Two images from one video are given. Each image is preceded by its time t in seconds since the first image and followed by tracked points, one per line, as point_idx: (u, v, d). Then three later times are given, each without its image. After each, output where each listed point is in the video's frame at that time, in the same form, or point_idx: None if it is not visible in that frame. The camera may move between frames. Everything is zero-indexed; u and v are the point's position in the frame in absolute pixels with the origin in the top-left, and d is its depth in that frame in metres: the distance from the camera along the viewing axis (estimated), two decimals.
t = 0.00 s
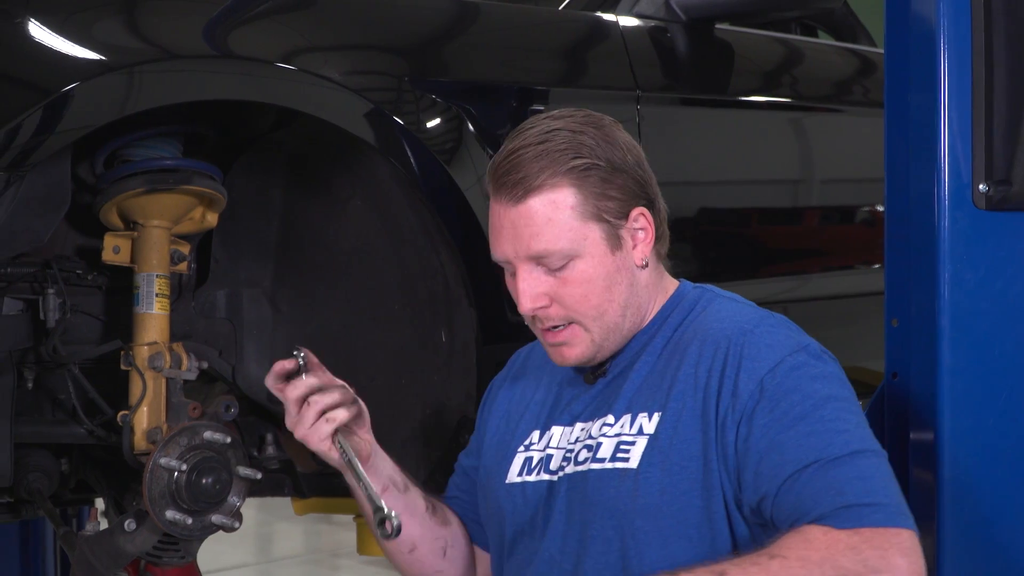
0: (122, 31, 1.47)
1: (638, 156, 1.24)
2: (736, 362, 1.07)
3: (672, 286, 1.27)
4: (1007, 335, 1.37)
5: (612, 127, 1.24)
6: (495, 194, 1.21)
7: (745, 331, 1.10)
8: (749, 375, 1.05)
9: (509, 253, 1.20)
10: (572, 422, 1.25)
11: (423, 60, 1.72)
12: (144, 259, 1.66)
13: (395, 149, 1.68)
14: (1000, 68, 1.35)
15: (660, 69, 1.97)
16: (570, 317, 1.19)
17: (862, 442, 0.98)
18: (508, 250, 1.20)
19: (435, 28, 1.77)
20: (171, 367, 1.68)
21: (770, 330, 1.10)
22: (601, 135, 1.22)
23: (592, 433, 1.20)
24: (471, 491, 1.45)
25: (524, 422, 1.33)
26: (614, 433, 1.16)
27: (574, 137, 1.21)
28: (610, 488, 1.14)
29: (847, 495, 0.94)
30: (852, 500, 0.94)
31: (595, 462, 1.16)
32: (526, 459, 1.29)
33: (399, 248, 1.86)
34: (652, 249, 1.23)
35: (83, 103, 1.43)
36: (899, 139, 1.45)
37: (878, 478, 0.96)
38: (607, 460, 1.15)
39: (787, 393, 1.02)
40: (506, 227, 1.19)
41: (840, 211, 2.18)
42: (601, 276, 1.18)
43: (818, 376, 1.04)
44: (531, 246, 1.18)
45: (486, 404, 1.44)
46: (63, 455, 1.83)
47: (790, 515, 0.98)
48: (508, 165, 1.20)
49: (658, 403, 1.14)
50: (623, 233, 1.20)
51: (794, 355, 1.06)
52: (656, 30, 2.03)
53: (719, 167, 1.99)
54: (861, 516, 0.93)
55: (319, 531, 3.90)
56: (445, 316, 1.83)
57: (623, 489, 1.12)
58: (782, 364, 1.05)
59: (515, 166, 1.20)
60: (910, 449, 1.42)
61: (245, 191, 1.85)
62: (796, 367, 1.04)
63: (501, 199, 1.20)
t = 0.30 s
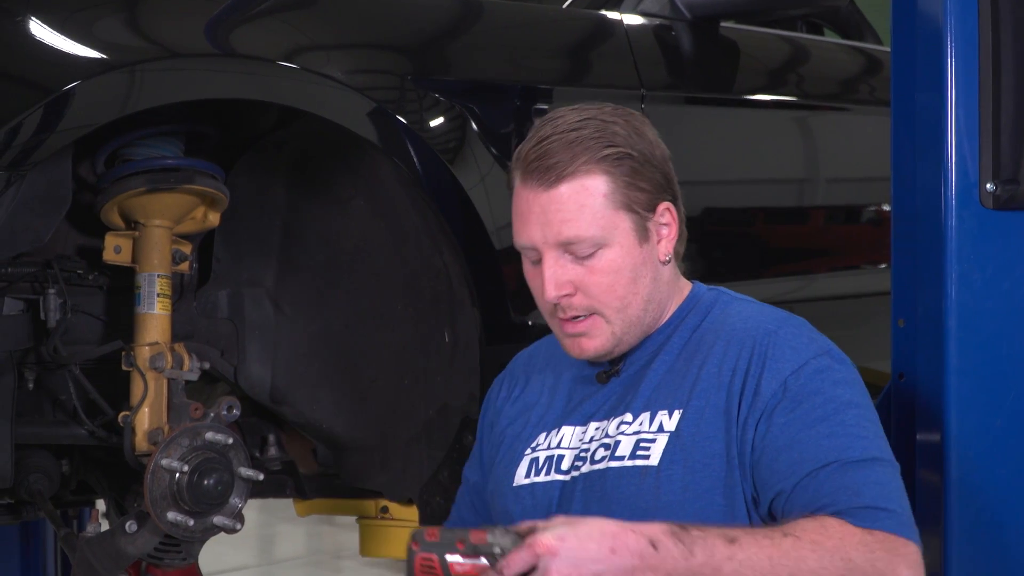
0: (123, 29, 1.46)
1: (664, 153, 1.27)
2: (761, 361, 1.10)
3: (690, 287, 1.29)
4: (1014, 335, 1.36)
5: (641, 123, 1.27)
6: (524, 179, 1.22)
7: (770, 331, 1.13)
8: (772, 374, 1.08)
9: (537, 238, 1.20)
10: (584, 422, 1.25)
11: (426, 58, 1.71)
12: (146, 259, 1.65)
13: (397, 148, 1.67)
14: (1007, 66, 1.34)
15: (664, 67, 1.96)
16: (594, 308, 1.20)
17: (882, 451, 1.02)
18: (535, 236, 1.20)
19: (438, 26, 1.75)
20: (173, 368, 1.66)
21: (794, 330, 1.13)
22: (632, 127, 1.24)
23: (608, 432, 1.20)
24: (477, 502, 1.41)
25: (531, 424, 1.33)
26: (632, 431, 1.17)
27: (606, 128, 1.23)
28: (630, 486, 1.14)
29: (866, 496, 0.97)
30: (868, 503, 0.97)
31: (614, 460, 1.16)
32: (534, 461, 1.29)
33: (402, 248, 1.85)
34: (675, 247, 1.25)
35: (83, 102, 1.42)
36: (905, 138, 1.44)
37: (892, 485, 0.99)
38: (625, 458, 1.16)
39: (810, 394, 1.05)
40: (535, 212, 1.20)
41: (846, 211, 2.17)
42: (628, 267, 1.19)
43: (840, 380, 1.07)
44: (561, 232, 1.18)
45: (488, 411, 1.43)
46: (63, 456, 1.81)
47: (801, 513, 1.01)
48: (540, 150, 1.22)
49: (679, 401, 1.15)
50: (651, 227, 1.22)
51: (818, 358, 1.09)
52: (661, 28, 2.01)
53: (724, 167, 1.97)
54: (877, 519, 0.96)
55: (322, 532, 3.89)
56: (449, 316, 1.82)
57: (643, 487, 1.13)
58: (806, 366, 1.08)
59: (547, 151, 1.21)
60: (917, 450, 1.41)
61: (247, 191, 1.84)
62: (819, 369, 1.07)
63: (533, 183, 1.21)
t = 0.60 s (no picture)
0: (123, 26, 1.44)
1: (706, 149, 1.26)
2: (773, 371, 1.10)
3: (712, 291, 1.27)
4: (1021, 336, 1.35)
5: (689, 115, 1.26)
6: (559, 149, 1.24)
7: (790, 343, 1.12)
8: (781, 389, 1.08)
9: (557, 208, 1.22)
10: (597, 417, 1.25)
11: (429, 56, 1.70)
12: (146, 259, 1.64)
13: (400, 147, 1.66)
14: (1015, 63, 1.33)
15: (669, 65, 1.94)
16: (602, 288, 1.20)
17: (867, 491, 1.04)
18: (556, 205, 1.22)
19: (441, 24, 1.74)
20: (174, 368, 1.65)
21: (814, 347, 1.13)
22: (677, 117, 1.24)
23: (618, 430, 1.20)
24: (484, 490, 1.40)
25: (541, 418, 1.33)
26: (641, 430, 1.17)
27: (649, 110, 1.23)
28: (633, 486, 1.14)
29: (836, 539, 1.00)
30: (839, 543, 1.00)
31: (620, 459, 1.17)
32: (545, 454, 1.29)
33: (405, 248, 1.83)
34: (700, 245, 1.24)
35: (84, 100, 1.41)
36: (912, 136, 1.42)
37: (868, 528, 1.02)
38: (632, 457, 1.16)
39: (810, 417, 1.07)
40: (561, 181, 1.22)
41: (853, 210, 2.15)
42: (641, 253, 1.19)
43: (845, 409, 1.08)
44: (581, 204, 1.20)
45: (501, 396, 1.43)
46: (62, 458, 1.78)
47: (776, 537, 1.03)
48: (577, 123, 1.24)
49: (689, 403, 1.15)
50: (674, 218, 1.21)
51: (828, 381, 1.09)
52: (666, 26, 2.00)
53: (730, 166, 1.96)
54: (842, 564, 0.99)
55: (324, 535, 3.88)
56: (452, 316, 1.81)
57: (646, 487, 1.13)
58: (815, 387, 1.08)
59: (584, 124, 1.23)
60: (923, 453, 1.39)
61: (249, 190, 1.83)
62: (827, 393, 1.08)
63: (566, 153, 1.23)
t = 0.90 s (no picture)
0: (125, 24, 1.42)
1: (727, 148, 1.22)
2: (761, 395, 1.09)
3: (727, 298, 1.24)
4: None
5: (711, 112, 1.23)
6: (571, 141, 1.23)
7: (787, 367, 1.10)
8: (765, 415, 1.07)
9: (563, 201, 1.21)
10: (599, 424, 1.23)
11: (436, 54, 1.67)
12: (149, 260, 1.61)
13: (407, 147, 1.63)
14: None
15: (679, 63, 1.92)
16: (603, 285, 1.19)
17: (830, 534, 1.04)
18: (564, 198, 1.21)
19: (449, 21, 1.71)
20: (177, 371, 1.62)
21: (810, 372, 1.11)
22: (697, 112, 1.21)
23: (613, 441, 1.18)
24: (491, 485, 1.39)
25: (549, 419, 1.30)
26: (632, 444, 1.15)
27: (665, 105, 1.21)
28: (619, 502, 1.13)
29: None
30: None
31: (610, 472, 1.16)
32: (550, 457, 1.26)
33: (411, 249, 1.81)
34: (711, 246, 1.21)
35: (85, 99, 1.38)
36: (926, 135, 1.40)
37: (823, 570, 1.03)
38: (620, 471, 1.14)
39: (786, 449, 1.06)
40: (570, 175, 1.21)
41: (867, 210, 2.12)
42: (644, 252, 1.17)
43: (828, 442, 1.06)
44: (586, 198, 1.19)
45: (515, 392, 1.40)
46: (64, 462, 1.77)
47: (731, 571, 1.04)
48: (590, 115, 1.23)
49: (681, 420, 1.13)
50: (683, 217, 1.19)
51: (815, 411, 1.07)
52: (677, 23, 1.97)
53: (742, 166, 1.93)
54: None
55: (329, 539, 3.85)
56: (459, 318, 1.78)
57: (631, 504, 1.12)
58: (800, 418, 1.07)
59: (598, 117, 1.22)
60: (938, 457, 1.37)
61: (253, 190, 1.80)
62: (812, 425, 1.07)
63: (577, 146, 1.22)
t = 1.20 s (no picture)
0: (133, 23, 1.40)
1: (720, 143, 1.16)
2: (752, 427, 1.04)
3: (733, 308, 1.18)
4: None
5: (711, 105, 1.18)
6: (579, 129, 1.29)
7: (782, 399, 1.05)
8: (753, 451, 1.03)
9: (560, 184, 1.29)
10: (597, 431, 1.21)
11: (447, 52, 1.65)
12: (156, 261, 1.59)
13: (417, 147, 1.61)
14: None
15: (694, 63, 1.89)
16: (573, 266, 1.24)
17: None
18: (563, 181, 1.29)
19: (460, 20, 1.69)
20: (185, 375, 1.60)
21: (805, 404, 1.05)
22: (697, 104, 1.18)
23: (607, 453, 1.17)
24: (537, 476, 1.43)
25: (558, 420, 1.30)
26: (624, 459, 1.13)
27: (652, 93, 1.20)
28: (605, 519, 1.11)
29: None
30: None
31: (601, 486, 1.14)
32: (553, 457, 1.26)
33: (422, 250, 1.79)
34: (681, 240, 1.17)
35: (92, 99, 1.36)
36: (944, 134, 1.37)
37: None
38: (610, 486, 1.13)
39: (774, 489, 1.02)
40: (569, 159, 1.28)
41: (884, 211, 2.09)
42: (601, 236, 1.19)
43: (819, 483, 1.02)
44: (566, 181, 1.24)
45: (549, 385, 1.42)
46: (71, 467, 1.75)
47: None
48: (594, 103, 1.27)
49: (674, 443, 1.10)
50: (644, 206, 1.18)
51: (806, 450, 1.03)
52: (691, 22, 1.94)
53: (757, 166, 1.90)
54: None
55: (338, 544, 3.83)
56: (470, 321, 1.76)
57: (615, 523, 1.10)
58: (790, 457, 1.02)
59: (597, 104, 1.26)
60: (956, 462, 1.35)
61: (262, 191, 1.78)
62: (802, 465, 1.02)
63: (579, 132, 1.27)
